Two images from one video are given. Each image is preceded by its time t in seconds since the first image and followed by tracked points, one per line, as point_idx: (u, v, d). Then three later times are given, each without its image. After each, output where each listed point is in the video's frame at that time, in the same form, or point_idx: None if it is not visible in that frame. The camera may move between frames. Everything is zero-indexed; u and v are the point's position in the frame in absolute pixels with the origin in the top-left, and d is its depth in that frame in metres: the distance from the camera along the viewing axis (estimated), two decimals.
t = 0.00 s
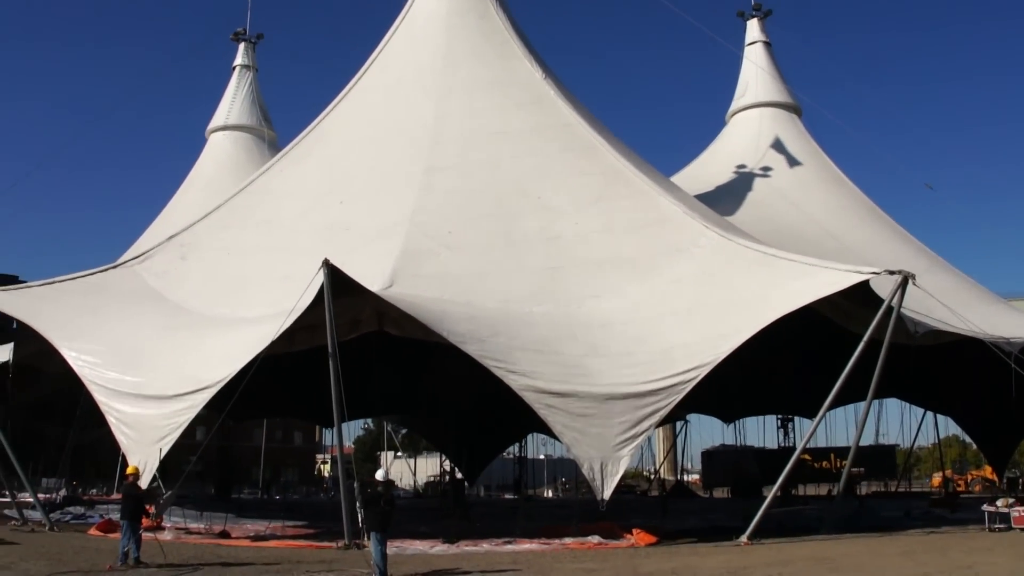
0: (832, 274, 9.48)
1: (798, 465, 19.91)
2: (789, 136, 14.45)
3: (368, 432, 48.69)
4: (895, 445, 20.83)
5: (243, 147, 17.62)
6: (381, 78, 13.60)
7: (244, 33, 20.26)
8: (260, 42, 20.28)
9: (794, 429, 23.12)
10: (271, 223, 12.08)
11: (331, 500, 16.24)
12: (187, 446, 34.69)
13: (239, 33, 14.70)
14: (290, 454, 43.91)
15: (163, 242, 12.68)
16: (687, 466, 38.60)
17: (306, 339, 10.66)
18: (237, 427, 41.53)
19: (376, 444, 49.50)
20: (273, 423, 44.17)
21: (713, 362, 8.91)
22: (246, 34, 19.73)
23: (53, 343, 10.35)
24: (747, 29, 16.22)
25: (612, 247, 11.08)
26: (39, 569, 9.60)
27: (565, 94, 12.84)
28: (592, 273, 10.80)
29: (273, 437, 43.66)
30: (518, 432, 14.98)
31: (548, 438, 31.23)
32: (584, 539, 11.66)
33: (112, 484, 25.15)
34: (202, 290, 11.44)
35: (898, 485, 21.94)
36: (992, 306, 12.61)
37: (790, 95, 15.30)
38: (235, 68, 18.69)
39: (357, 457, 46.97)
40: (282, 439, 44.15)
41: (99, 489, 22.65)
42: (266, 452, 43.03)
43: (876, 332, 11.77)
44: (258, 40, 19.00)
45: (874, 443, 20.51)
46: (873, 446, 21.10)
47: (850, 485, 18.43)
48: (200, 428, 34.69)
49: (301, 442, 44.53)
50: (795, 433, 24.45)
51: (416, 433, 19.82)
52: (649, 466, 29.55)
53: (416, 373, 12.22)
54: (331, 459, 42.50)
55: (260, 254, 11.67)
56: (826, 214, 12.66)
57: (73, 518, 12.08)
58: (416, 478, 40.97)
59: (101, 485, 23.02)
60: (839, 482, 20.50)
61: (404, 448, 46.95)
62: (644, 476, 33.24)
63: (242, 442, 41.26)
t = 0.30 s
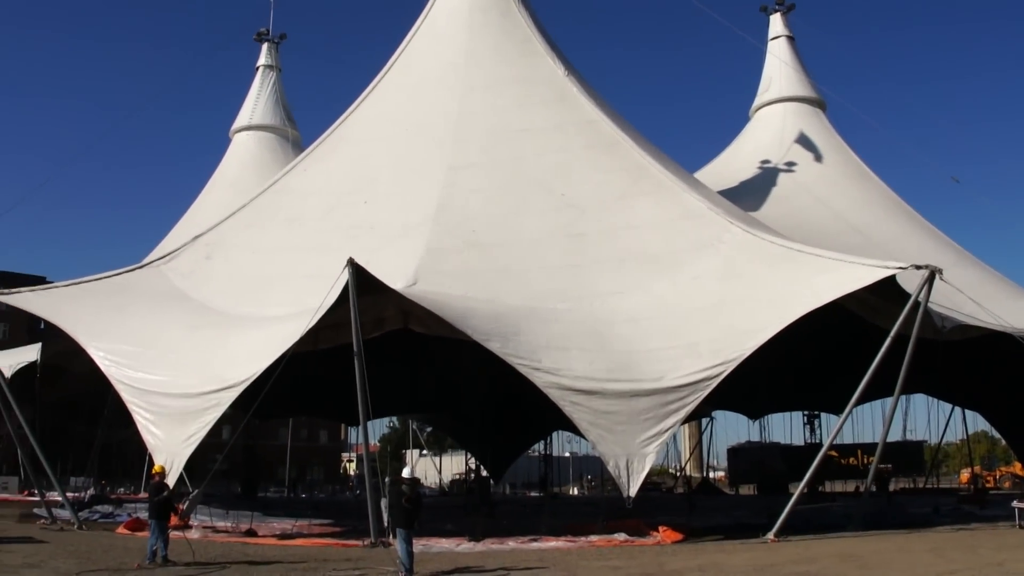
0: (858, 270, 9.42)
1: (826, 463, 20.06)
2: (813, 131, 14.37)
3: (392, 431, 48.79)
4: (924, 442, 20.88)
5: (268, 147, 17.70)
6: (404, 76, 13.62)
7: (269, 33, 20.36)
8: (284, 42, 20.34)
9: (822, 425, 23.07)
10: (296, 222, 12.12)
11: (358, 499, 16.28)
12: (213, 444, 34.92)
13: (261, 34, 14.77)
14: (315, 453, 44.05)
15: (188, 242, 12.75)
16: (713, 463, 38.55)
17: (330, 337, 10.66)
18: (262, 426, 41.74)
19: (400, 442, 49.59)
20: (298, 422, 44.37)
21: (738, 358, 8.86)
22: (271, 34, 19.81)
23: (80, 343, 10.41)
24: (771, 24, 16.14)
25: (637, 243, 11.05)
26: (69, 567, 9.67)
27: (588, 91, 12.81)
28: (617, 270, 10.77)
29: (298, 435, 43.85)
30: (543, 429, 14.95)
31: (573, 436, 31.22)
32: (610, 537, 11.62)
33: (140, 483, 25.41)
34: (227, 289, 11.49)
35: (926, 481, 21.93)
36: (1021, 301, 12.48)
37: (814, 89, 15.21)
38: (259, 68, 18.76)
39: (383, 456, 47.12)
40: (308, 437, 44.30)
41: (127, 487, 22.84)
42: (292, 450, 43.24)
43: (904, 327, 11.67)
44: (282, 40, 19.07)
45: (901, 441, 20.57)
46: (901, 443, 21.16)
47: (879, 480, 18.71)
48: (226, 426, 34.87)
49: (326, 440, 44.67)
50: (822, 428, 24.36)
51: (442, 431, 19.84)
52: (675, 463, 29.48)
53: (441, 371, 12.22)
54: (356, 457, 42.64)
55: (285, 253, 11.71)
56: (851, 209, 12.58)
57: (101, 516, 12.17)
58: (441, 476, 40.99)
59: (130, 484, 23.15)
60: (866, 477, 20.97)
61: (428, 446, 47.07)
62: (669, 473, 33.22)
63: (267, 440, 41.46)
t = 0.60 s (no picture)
0: (877, 270, 9.38)
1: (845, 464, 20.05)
2: (830, 131, 14.33)
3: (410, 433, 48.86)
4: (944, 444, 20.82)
5: (284, 150, 17.75)
6: (421, 79, 13.65)
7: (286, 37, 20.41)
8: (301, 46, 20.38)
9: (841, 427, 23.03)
10: (313, 225, 12.15)
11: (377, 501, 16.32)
12: (232, 447, 35.02)
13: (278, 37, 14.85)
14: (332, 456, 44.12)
15: (206, 245, 12.80)
16: (731, 464, 38.67)
17: (347, 340, 10.68)
18: (279, 429, 41.87)
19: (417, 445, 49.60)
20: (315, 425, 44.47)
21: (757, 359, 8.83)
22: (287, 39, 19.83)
23: (99, 346, 10.47)
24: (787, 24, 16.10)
25: (654, 244, 11.03)
26: (89, 569, 9.71)
27: (604, 92, 12.81)
28: (634, 271, 10.76)
29: (316, 438, 43.94)
30: (560, 431, 14.92)
31: (592, 438, 31.20)
32: (628, 539, 11.59)
33: (159, 487, 25.51)
34: (244, 292, 11.53)
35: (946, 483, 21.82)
36: None
37: (831, 89, 15.16)
38: (275, 72, 18.82)
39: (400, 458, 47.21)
40: (326, 441, 44.41)
41: (147, 490, 22.96)
42: (310, 453, 43.38)
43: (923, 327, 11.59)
44: (298, 43, 19.13)
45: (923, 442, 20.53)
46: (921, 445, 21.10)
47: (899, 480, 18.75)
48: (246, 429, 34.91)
49: (344, 443, 44.76)
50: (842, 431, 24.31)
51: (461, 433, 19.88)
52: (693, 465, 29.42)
53: (458, 373, 12.24)
54: (373, 460, 42.73)
55: (302, 255, 11.73)
56: (869, 209, 12.53)
57: (120, 519, 12.23)
58: (459, 478, 40.98)
59: (151, 487, 23.26)
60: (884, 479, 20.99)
61: (444, 448, 47.12)
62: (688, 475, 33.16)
63: (285, 443, 41.61)
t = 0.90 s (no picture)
0: (895, 271, 9.32)
1: (863, 466, 19.93)
2: (846, 132, 14.27)
3: (426, 435, 48.90)
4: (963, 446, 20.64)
5: (300, 154, 17.80)
6: (435, 82, 13.66)
7: (303, 41, 20.46)
8: (316, 50, 20.43)
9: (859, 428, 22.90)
10: (328, 228, 12.17)
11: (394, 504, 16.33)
12: (248, 451, 35.13)
13: (293, 40, 14.91)
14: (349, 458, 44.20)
15: (222, 249, 12.85)
16: (748, 466, 38.49)
17: (363, 342, 10.68)
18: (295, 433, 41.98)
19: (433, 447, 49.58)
20: (332, 427, 44.55)
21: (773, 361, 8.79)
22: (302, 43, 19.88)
23: (116, 350, 10.50)
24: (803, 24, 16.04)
25: (670, 245, 11.00)
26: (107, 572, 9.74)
27: (619, 94, 12.79)
28: (650, 272, 10.73)
29: (332, 441, 44.02)
30: (576, 434, 14.88)
31: (608, 440, 31.16)
32: (645, 542, 11.55)
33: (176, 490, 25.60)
34: (260, 294, 11.56)
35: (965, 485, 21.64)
36: None
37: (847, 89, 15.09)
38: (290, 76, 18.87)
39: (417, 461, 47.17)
40: (342, 443, 44.51)
41: (165, 493, 23.06)
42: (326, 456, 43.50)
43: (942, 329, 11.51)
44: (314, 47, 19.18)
45: (941, 444, 20.37)
46: (940, 447, 20.93)
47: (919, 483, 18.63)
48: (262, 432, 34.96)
49: (360, 445, 44.81)
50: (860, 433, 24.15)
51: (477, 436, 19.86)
52: (711, 467, 29.32)
53: (474, 375, 12.23)
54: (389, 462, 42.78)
55: (318, 258, 11.75)
56: (886, 209, 12.46)
57: (138, 522, 12.27)
58: (476, 481, 40.95)
59: (168, 491, 23.34)
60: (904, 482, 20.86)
61: (460, 449, 47.14)
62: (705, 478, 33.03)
63: (301, 446, 41.72)
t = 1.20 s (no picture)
0: (913, 269, 9.29)
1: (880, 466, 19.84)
2: (863, 130, 14.22)
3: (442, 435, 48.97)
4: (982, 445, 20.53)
5: (316, 155, 17.86)
6: (451, 82, 13.68)
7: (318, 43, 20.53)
8: (332, 52, 20.49)
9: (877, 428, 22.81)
10: (345, 229, 12.21)
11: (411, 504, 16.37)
12: (265, 451, 35.26)
13: (309, 43, 14.99)
14: (366, 459, 44.31)
15: (239, 250, 12.92)
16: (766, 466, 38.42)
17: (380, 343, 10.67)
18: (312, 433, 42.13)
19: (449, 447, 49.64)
20: (349, 428, 44.68)
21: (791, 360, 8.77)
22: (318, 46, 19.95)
23: (135, 351, 10.58)
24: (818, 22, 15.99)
25: (687, 244, 10.99)
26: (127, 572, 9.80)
27: (635, 93, 12.78)
28: (666, 271, 10.72)
29: (349, 442, 44.15)
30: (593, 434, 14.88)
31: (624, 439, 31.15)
32: (663, 541, 11.54)
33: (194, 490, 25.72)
34: (277, 296, 11.61)
35: (983, 484, 21.51)
36: None
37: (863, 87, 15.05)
38: (306, 78, 18.94)
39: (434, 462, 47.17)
40: (360, 443, 44.59)
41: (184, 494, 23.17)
42: (344, 456, 43.61)
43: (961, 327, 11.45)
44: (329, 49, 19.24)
45: (959, 443, 20.27)
46: (958, 446, 20.83)
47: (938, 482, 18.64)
48: (279, 433, 35.08)
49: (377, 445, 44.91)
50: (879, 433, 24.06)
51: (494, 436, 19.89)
52: (729, 466, 29.22)
53: (491, 375, 12.25)
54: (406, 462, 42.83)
55: (335, 259, 11.79)
56: (903, 208, 12.42)
57: (157, 522, 12.35)
58: (492, 480, 40.96)
59: (187, 491, 23.45)
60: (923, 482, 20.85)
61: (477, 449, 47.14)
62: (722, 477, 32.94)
63: (318, 446, 41.85)
